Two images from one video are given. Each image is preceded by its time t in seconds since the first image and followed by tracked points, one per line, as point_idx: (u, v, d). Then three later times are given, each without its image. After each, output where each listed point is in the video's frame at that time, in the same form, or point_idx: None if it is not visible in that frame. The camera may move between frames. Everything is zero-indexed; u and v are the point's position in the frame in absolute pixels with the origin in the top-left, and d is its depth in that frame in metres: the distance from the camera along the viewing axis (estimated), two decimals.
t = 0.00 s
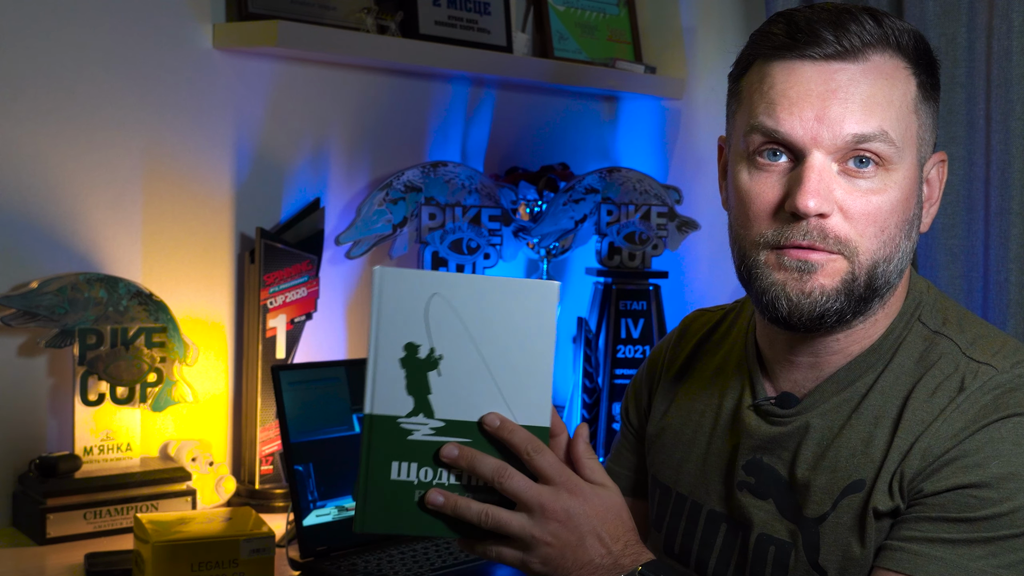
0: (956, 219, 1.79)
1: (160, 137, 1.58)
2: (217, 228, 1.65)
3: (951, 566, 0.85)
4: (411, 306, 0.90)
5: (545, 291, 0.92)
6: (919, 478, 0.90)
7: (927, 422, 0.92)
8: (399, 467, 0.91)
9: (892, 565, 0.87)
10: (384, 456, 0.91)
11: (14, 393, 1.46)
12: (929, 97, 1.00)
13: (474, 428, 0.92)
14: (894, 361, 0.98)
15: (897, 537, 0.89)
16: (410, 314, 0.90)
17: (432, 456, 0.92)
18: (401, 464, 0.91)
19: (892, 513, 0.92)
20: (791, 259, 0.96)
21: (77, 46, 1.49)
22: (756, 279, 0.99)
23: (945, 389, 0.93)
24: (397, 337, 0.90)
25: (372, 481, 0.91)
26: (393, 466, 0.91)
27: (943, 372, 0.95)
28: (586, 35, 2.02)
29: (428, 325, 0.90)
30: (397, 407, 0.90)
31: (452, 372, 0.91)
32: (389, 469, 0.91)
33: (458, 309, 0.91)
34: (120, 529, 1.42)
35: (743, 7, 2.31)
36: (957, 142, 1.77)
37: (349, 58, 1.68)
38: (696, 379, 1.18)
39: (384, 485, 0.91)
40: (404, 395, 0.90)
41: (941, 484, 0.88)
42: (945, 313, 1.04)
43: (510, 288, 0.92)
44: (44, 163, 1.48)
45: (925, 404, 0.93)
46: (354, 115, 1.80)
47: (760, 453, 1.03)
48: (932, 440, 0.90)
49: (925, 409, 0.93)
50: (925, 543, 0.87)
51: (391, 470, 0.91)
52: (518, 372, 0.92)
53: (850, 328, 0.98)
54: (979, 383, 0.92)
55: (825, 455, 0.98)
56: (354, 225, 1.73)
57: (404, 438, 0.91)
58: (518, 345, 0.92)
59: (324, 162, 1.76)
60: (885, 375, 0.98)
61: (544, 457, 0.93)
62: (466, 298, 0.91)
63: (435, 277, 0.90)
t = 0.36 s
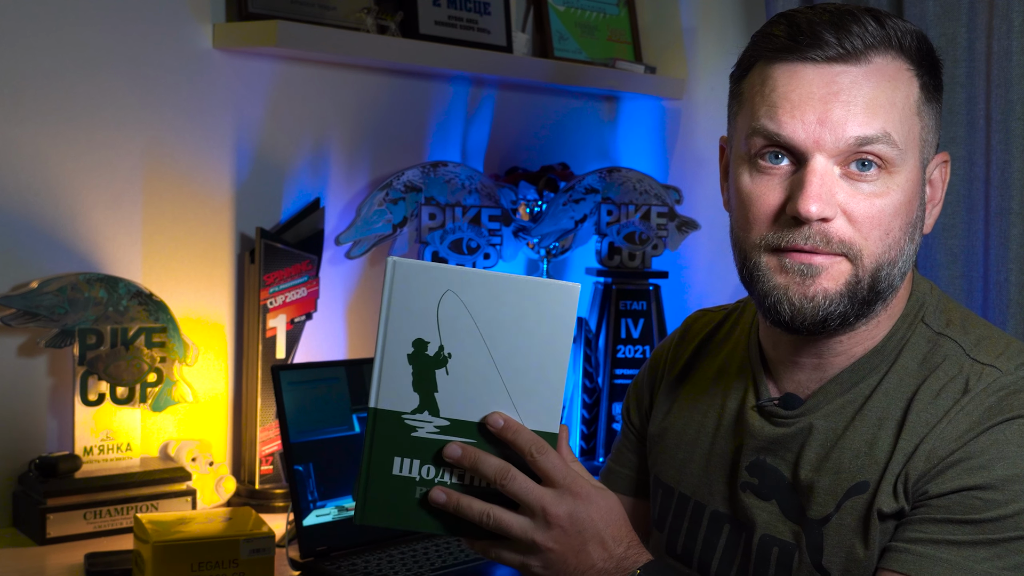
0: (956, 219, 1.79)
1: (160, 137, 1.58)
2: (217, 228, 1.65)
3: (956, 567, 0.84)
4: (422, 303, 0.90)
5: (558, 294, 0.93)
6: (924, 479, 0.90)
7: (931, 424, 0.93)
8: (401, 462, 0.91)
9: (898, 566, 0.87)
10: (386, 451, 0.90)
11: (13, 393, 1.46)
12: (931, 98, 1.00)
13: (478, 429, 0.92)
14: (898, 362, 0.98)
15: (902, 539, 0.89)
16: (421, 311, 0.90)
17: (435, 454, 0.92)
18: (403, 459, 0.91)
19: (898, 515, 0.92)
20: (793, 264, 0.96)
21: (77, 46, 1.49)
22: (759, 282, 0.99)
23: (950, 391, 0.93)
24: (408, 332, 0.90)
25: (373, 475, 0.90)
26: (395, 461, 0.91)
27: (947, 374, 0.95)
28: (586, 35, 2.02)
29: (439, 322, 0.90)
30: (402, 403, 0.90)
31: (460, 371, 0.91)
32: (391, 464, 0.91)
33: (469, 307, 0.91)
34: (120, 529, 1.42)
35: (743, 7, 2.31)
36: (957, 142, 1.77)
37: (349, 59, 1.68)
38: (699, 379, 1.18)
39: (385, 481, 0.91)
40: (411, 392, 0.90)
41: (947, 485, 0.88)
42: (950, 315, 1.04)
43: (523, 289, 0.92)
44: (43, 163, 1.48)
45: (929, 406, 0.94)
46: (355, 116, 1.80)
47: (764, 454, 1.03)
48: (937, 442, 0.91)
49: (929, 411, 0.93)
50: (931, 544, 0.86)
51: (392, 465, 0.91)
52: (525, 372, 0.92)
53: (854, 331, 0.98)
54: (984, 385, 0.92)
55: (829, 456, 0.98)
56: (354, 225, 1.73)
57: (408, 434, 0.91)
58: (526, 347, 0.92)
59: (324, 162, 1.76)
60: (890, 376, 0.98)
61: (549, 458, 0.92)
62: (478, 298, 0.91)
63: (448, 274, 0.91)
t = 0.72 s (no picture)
0: (956, 219, 1.79)
1: (160, 137, 1.58)
2: (217, 228, 1.65)
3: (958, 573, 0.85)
4: (393, 325, 0.90)
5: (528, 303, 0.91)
6: (925, 483, 0.90)
7: (932, 427, 0.93)
8: (387, 487, 0.91)
9: (900, 571, 0.87)
10: (372, 477, 0.91)
11: (14, 392, 1.46)
12: (937, 98, 1.00)
13: (461, 446, 0.91)
14: (900, 364, 0.98)
15: (903, 543, 0.89)
16: (393, 333, 0.90)
17: (420, 476, 0.91)
18: (389, 484, 0.91)
19: (898, 518, 0.92)
20: (795, 264, 0.97)
21: (77, 46, 1.49)
22: (761, 281, 0.99)
23: (951, 393, 0.94)
24: (382, 356, 0.90)
25: (362, 503, 0.91)
26: (382, 486, 0.91)
27: (949, 376, 0.95)
28: (585, 35, 2.02)
29: (411, 343, 0.90)
30: (384, 427, 0.91)
31: (437, 390, 0.90)
32: (378, 489, 0.91)
33: (440, 325, 0.90)
34: (120, 529, 1.42)
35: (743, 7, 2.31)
36: (957, 143, 1.77)
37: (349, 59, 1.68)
38: (701, 379, 1.18)
39: (373, 506, 0.91)
40: (392, 415, 0.90)
41: (948, 489, 0.88)
42: (952, 316, 1.04)
43: (491, 301, 0.91)
44: (43, 162, 1.48)
45: (931, 408, 0.94)
46: (354, 116, 1.80)
47: (764, 456, 1.03)
48: (937, 445, 0.91)
49: (931, 413, 0.93)
50: (931, 549, 0.87)
51: (379, 490, 0.91)
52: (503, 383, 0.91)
53: (855, 331, 0.98)
54: (985, 388, 0.92)
55: (830, 458, 0.97)
56: (354, 225, 1.73)
57: (393, 457, 0.91)
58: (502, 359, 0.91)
59: (324, 162, 1.76)
60: (891, 378, 0.98)
61: (545, 473, 0.91)
62: (448, 315, 0.90)
63: (417, 294, 0.90)
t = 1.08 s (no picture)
0: (956, 219, 1.79)
1: (160, 137, 1.58)
2: (217, 229, 1.65)
3: (963, 568, 0.85)
4: (411, 308, 0.90)
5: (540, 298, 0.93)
6: (929, 480, 0.91)
7: (933, 424, 0.93)
8: (393, 466, 0.90)
9: (905, 568, 0.87)
10: (378, 454, 0.90)
11: (14, 393, 1.46)
12: (943, 97, 1.00)
13: (468, 429, 0.91)
14: (899, 360, 0.98)
15: (907, 540, 0.89)
16: (410, 314, 0.90)
17: (426, 456, 0.91)
18: (394, 462, 0.90)
19: (902, 516, 0.93)
20: (790, 247, 0.97)
21: (77, 46, 1.49)
22: (756, 263, 0.99)
23: (951, 390, 0.94)
24: (397, 336, 0.90)
25: (365, 481, 0.90)
26: (387, 465, 0.90)
27: (948, 372, 0.95)
28: (586, 34, 2.02)
29: (428, 325, 0.90)
30: (393, 406, 0.90)
31: (449, 374, 0.91)
32: (382, 467, 0.90)
33: (456, 312, 0.91)
34: (120, 529, 1.42)
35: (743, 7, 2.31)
36: (957, 143, 1.77)
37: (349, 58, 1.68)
38: (699, 377, 1.18)
39: (378, 485, 0.90)
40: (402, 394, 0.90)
41: (952, 485, 0.88)
42: (949, 313, 1.04)
43: (507, 293, 0.92)
44: (43, 163, 1.48)
45: (931, 405, 0.94)
46: (355, 115, 1.80)
47: (765, 455, 1.03)
48: (939, 442, 0.91)
49: (931, 410, 0.93)
50: (937, 545, 0.87)
51: (384, 468, 0.90)
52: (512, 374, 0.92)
53: (850, 322, 0.98)
54: (984, 384, 0.92)
55: (831, 457, 0.97)
56: (354, 225, 1.73)
57: (400, 436, 0.90)
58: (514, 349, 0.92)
59: (324, 162, 1.76)
60: (891, 375, 0.98)
61: (546, 458, 0.91)
62: (465, 303, 0.91)
63: (436, 281, 0.91)
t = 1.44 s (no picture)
0: (956, 219, 1.79)
1: (160, 137, 1.58)
2: (217, 229, 1.65)
3: None
4: (389, 318, 0.85)
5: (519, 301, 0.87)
6: (941, 491, 0.90)
7: (932, 432, 0.93)
8: (387, 480, 0.83)
9: None
10: (370, 470, 0.83)
11: (14, 392, 1.46)
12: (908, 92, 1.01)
13: (461, 438, 0.85)
14: (887, 365, 0.99)
15: (933, 560, 0.88)
16: (391, 324, 0.84)
17: (421, 467, 0.84)
18: (389, 477, 0.83)
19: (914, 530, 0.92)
20: (767, 263, 0.97)
21: (76, 46, 1.49)
22: (735, 282, 0.99)
23: (945, 397, 0.93)
24: (377, 348, 0.84)
25: (359, 499, 0.83)
26: (381, 480, 0.83)
27: (938, 375, 0.95)
28: (586, 35, 2.02)
29: (411, 334, 0.85)
30: (381, 418, 0.84)
31: (434, 383, 0.85)
32: (377, 483, 0.83)
33: (436, 320, 0.85)
34: (120, 529, 1.42)
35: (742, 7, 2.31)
36: (957, 143, 1.78)
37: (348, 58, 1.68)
38: (683, 386, 1.18)
39: (373, 501, 0.83)
40: (388, 405, 0.84)
41: (972, 500, 0.87)
42: (930, 314, 1.04)
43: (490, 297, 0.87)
44: (43, 163, 1.48)
45: (927, 412, 0.94)
46: (354, 116, 1.80)
47: (758, 464, 1.03)
48: (945, 451, 0.90)
49: (928, 417, 0.93)
50: (968, 564, 0.86)
51: (379, 484, 0.83)
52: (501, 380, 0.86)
53: (832, 329, 0.98)
54: (978, 388, 0.92)
55: (826, 467, 0.97)
56: (354, 225, 1.74)
57: (391, 450, 0.84)
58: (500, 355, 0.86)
59: (324, 162, 1.76)
60: (880, 380, 0.98)
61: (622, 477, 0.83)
62: (445, 309, 0.86)
63: (412, 290, 0.86)
